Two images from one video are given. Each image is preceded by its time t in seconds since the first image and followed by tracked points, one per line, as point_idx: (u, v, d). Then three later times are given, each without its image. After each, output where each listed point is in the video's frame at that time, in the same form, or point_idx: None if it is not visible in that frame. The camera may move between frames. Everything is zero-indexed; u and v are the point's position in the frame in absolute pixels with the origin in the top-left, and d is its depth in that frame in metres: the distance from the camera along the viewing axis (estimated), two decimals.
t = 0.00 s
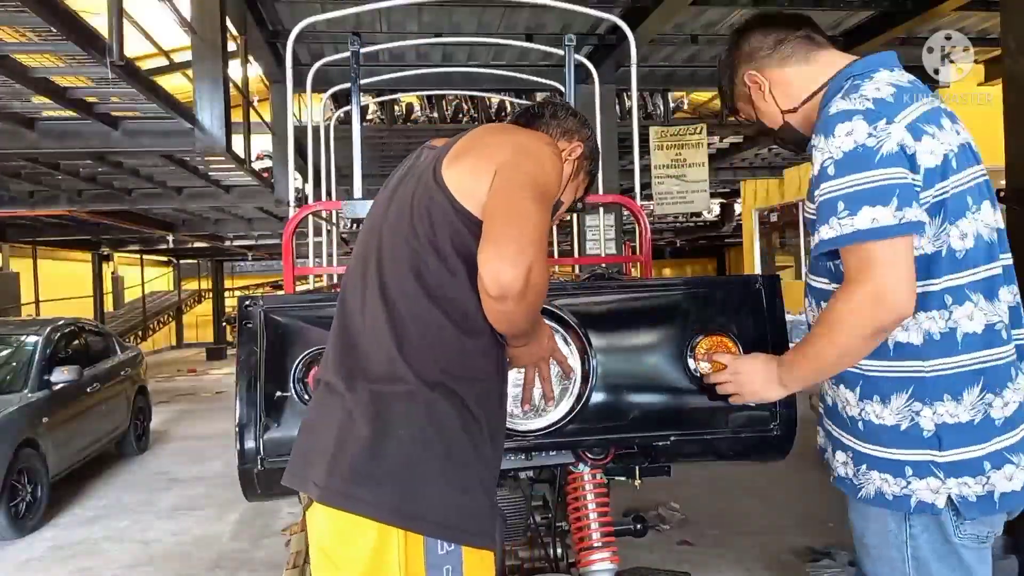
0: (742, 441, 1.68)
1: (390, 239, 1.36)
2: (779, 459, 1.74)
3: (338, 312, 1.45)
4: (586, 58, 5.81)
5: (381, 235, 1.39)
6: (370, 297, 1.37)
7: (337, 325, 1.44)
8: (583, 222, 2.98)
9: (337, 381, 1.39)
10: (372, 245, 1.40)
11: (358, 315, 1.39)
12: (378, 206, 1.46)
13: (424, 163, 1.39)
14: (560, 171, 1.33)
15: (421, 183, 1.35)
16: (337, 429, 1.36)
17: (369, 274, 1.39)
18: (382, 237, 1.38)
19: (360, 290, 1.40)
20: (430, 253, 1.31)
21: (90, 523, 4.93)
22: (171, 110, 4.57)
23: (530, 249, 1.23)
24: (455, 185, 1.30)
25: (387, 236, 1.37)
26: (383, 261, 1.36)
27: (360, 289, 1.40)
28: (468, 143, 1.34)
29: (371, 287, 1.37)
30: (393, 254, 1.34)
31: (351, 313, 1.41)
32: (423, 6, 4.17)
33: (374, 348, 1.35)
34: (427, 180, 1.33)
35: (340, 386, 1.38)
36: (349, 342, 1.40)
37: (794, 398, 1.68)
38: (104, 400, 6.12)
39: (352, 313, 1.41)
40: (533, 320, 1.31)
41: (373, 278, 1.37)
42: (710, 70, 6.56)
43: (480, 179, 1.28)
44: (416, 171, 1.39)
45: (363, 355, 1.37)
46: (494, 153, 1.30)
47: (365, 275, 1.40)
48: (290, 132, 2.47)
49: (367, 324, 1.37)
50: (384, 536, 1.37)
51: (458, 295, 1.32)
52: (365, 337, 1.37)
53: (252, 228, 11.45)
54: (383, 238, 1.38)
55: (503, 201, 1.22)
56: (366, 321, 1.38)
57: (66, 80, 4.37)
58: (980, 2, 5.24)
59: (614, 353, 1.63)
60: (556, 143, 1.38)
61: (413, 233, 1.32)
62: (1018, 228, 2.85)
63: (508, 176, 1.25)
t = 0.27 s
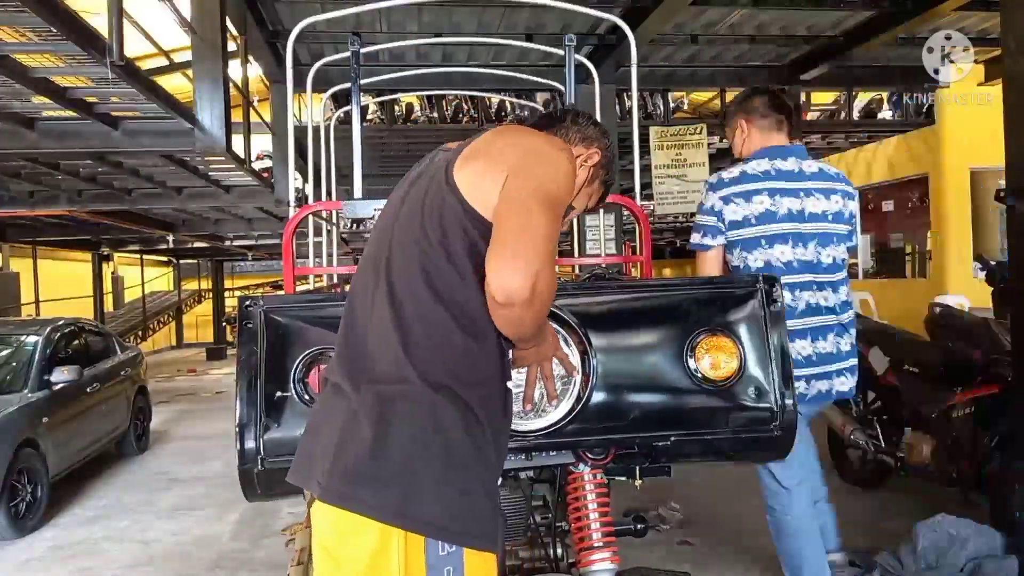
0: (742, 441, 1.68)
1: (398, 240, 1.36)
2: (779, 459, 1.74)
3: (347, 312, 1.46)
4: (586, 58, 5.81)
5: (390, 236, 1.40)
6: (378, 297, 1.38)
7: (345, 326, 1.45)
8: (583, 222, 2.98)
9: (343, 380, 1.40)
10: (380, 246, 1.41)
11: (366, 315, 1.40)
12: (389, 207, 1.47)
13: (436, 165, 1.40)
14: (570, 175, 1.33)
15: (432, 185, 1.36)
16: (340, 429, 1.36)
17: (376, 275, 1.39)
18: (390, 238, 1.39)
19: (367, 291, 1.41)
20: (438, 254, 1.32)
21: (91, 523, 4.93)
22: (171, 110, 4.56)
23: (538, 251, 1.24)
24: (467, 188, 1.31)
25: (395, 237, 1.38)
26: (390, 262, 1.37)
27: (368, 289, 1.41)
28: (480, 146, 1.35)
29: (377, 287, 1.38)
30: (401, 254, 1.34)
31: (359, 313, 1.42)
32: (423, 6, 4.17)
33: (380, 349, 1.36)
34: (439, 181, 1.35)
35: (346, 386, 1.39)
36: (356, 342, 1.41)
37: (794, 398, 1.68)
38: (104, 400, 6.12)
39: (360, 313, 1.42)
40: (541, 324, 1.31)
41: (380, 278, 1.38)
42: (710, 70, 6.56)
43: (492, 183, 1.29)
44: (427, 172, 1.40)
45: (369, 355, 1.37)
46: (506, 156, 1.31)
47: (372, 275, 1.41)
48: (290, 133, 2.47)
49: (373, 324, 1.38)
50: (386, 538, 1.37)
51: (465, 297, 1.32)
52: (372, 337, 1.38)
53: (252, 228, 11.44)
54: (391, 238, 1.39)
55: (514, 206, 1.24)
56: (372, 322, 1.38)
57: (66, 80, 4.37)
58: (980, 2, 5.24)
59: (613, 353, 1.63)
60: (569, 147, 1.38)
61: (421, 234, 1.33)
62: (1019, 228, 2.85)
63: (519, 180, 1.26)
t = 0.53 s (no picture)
0: (741, 441, 1.68)
1: (405, 242, 1.37)
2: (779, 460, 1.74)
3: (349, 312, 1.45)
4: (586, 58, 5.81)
5: (394, 237, 1.40)
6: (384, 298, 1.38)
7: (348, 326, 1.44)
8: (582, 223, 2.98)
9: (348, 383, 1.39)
10: (384, 245, 1.41)
11: (370, 317, 1.40)
12: (388, 205, 1.47)
13: (438, 163, 1.40)
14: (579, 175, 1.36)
15: (438, 184, 1.36)
16: (349, 430, 1.36)
17: (381, 276, 1.39)
18: (395, 240, 1.39)
19: (371, 291, 1.40)
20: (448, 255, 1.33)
21: (91, 523, 4.93)
22: (171, 110, 4.56)
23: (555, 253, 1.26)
24: (474, 188, 1.32)
25: (401, 238, 1.38)
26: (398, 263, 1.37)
27: (371, 290, 1.40)
28: (484, 146, 1.37)
29: (383, 286, 1.38)
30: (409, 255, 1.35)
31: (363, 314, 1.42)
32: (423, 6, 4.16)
33: (389, 350, 1.36)
34: (445, 182, 1.35)
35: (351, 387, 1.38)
36: (359, 342, 1.40)
37: (794, 398, 1.68)
38: (104, 400, 6.12)
39: (364, 313, 1.41)
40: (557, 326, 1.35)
41: (386, 280, 1.38)
42: (710, 70, 6.56)
43: (501, 185, 1.31)
44: (430, 171, 1.40)
45: (376, 356, 1.37)
46: (513, 156, 1.33)
47: (376, 277, 1.40)
48: (290, 133, 2.47)
49: (380, 325, 1.37)
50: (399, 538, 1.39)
51: (475, 296, 1.34)
52: (379, 337, 1.38)
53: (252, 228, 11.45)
54: (395, 240, 1.39)
55: (529, 208, 1.26)
56: (379, 322, 1.38)
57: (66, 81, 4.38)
58: (980, 2, 5.24)
59: (613, 354, 1.63)
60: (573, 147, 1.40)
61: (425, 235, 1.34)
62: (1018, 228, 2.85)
63: (527, 182, 1.28)
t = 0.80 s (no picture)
0: (741, 441, 1.68)
1: (400, 243, 1.37)
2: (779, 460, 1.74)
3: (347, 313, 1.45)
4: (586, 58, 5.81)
5: (390, 238, 1.40)
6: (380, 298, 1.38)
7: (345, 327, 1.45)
8: (582, 223, 2.98)
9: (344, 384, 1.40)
10: (380, 245, 1.42)
11: (367, 319, 1.40)
12: (385, 206, 1.47)
13: (434, 165, 1.40)
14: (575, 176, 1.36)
15: (433, 185, 1.36)
16: (345, 431, 1.36)
17: (377, 278, 1.39)
18: (391, 241, 1.39)
19: (367, 292, 1.41)
20: (443, 257, 1.33)
21: (91, 523, 4.93)
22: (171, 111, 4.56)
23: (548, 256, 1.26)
24: (467, 189, 1.33)
25: (397, 239, 1.38)
26: (394, 263, 1.37)
27: (368, 291, 1.41)
28: (478, 147, 1.37)
29: (379, 288, 1.38)
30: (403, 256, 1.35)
31: (360, 315, 1.42)
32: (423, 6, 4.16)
33: (384, 352, 1.36)
34: (440, 183, 1.35)
35: (347, 388, 1.39)
36: (357, 343, 1.41)
37: (794, 398, 1.68)
38: (104, 400, 6.13)
39: (360, 314, 1.42)
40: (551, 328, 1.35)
41: (380, 281, 1.38)
42: (711, 70, 6.56)
43: (494, 186, 1.31)
44: (426, 172, 1.40)
45: (373, 358, 1.38)
46: (508, 157, 1.33)
47: (372, 278, 1.41)
48: (290, 132, 2.47)
49: (376, 326, 1.38)
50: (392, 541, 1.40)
51: (469, 296, 1.34)
52: (374, 338, 1.38)
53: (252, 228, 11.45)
54: (391, 241, 1.39)
55: (521, 208, 1.26)
56: (375, 324, 1.38)
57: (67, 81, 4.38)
58: (980, 2, 5.24)
59: (614, 353, 1.63)
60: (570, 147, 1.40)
61: (420, 236, 1.34)
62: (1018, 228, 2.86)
63: (521, 183, 1.28)
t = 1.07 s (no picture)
0: (742, 440, 1.68)
1: (400, 240, 1.37)
2: (780, 459, 1.74)
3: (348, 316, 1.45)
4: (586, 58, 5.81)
5: (388, 237, 1.40)
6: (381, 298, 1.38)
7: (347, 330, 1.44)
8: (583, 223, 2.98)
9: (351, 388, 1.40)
10: (379, 242, 1.41)
11: (369, 319, 1.40)
12: (378, 206, 1.46)
13: (425, 161, 1.40)
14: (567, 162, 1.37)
15: (427, 181, 1.36)
16: (355, 435, 1.36)
17: (377, 278, 1.39)
18: (389, 240, 1.39)
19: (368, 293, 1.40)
20: (444, 252, 1.33)
21: (91, 523, 4.93)
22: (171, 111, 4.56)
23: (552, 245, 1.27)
24: (463, 181, 1.32)
25: (395, 237, 1.38)
26: (395, 262, 1.37)
27: (368, 292, 1.41)
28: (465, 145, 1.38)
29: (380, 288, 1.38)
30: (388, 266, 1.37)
31: (361, 316, 1.42)
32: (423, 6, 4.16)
33: (389, 351, 1.36)
34: (434, 177, 1.35)
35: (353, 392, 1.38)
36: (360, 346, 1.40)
37: (794, 398, 1.67)
38: (104, 400, 6.12)
39: (362, 316, 1.41)
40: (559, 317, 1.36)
41: (381, 281, 1.38)
42: (711, 70, 6.56)
43: (490, 176, 1.31)
44: (419, 168, 1.40)
45: (377, 360, 1.37)
46: (501, 148, 1.33)
47: (372, 279, 1.40)
48: (291, 132, 2.47)
49: (378, 327, 1.38)
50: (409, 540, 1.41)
51: (475, 290, 1.34)
52: (377, 338, 1.38)
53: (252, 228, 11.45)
54: (389, 240, 1.39)
55: (521, 202, 1.27)
56: (377, 324, 1.38)
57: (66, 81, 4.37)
58: (980, 2, 5.24)
59: (614, 353, 1.63)
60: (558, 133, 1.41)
61: (420, 232, 1.34)
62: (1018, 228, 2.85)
63: (518, 173, 1.29)
